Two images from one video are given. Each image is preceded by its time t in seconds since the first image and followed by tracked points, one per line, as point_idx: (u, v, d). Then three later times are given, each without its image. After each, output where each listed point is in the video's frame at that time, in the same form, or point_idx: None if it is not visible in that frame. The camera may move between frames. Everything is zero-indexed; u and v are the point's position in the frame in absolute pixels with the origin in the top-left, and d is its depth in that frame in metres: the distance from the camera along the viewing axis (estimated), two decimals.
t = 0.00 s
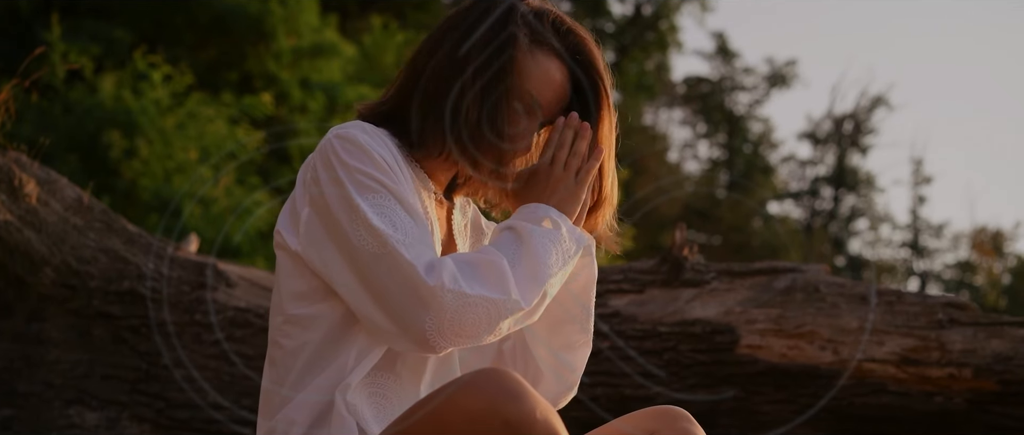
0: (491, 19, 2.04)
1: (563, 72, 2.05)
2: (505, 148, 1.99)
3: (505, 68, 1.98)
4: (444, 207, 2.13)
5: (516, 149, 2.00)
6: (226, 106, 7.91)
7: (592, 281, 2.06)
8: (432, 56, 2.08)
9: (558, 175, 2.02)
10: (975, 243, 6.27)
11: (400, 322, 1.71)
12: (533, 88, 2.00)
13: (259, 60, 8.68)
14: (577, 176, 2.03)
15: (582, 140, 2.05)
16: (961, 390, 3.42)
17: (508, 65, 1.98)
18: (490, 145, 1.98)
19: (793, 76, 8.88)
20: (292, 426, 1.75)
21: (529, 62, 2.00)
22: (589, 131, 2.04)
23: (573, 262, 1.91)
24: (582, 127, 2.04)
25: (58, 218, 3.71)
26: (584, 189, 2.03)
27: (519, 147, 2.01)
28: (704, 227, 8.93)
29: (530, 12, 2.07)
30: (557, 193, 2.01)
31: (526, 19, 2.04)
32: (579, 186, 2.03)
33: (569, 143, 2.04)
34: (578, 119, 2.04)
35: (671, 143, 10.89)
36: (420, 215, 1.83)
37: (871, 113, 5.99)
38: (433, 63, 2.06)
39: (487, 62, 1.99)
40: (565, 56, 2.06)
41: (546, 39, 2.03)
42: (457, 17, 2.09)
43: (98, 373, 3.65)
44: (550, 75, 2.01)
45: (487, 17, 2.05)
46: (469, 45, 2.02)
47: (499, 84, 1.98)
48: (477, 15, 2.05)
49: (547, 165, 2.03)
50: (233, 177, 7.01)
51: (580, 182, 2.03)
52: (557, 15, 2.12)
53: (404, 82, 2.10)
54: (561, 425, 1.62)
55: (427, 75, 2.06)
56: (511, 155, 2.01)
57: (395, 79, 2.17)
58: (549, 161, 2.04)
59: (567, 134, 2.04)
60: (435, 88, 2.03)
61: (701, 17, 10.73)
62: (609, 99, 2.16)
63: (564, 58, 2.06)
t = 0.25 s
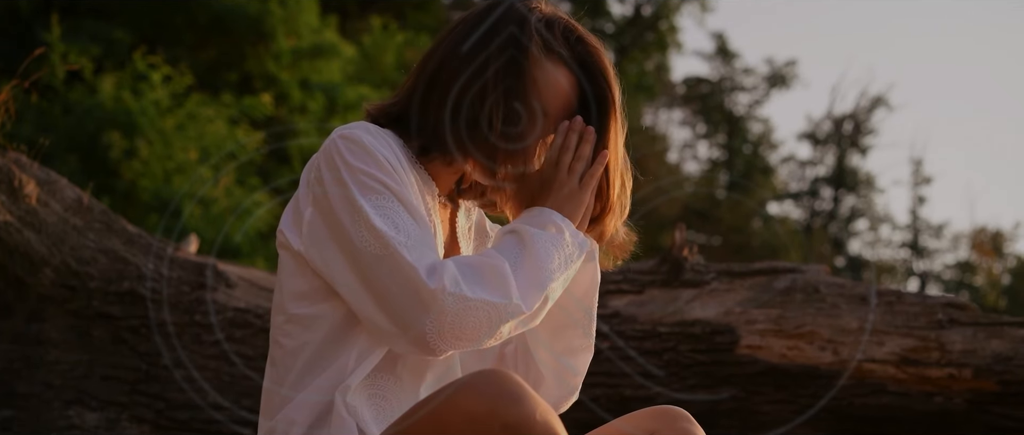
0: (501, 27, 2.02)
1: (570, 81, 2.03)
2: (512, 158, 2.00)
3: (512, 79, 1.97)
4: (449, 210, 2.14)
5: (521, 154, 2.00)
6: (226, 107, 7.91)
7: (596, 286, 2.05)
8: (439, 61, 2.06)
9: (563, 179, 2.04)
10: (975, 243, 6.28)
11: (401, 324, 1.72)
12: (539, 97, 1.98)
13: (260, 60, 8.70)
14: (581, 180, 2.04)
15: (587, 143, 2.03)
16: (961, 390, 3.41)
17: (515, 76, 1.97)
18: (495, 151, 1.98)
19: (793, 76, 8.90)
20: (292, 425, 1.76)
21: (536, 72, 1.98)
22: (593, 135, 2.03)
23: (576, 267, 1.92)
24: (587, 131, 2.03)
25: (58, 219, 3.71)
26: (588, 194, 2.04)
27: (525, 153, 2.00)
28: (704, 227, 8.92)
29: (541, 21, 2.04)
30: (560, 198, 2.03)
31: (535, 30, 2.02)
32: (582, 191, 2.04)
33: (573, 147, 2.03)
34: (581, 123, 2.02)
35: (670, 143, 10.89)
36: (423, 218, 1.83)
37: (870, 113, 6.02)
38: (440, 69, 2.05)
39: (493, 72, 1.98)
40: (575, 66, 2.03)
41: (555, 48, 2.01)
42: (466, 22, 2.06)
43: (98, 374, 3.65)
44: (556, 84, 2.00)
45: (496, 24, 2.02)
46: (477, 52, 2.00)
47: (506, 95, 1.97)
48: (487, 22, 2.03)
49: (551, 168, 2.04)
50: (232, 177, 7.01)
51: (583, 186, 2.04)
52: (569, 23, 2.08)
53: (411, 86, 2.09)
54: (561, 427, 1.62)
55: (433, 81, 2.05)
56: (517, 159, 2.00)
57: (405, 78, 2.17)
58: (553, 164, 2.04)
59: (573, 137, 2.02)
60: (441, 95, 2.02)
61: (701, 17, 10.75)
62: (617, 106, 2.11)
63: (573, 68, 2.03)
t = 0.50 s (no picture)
0: (505, 30, 2.02)
1: (573, 85, 2.04)
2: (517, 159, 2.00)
3: (517, 84, 1.97)
4: (450, 211, 2.15)
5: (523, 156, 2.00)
6: (226, 107, 7.91)
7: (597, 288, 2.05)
8: (442, 64, 2.06)
9: (563, 180, 2.02)
10: (974, 244, 6.28)
11: (402, 326, 1.72)
12: (543, 102, 1.99)
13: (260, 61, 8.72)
14: (582, 181, 2.03)
15: (587, 145, 2.02)
16: (961, 391, 3.41)
17: (519, 81, 1.97)
18: (496, 153, 1.99)
19: (793, 77, 8.90)
20: (291, 426, 1.76)
21: (541, 78, 1.98)
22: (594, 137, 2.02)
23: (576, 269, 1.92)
24: (588, 133, 2.02)
25: (58, 219, 3.71)
26: (589, 194, 2.03)
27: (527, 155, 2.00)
28: (704, 228, 8.93)
29: (545, 25, 2.05)
30: (560, 198, 2.01)
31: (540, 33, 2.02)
32: (582, 191, 2.02)
33: (573, 148, 2.02)
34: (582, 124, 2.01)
35: (670, 144, 10.90)
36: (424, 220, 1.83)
37: (870, 114, 6.03)
38: (444, 73, 2.04)
39: (497, 75, 1.98)
40: (579, 71, 2.04)
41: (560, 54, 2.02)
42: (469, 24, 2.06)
43: (98, 374, 3.64)
44: (561, 89, 2.01)
45: (500, 26, 2.02)
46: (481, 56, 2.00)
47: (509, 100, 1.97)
48: (488, 23, 2.02)
49: (551, 169, 2.02)
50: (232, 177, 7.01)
51: (584, 187, 2.02)
52: (573, 27, 2.09)
53: (414, 90, 2.08)
54: (560, 428, 1.62)
55: (436, 83, 2.04)
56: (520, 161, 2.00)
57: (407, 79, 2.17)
58: (553, 165, 2.03)
59: (573, 139, 2.01)
60: (444, 98, 2.01)
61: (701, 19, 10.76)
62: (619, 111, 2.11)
63: (578, 73, 2.04)
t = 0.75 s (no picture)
0: (506, 31, 2.01)
1: (573, 86, 2.03)
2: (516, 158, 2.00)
3: (519, 84, 1.97)
4: (449, 210, 2.15)
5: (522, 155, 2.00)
6: (226, 108, 7.91)
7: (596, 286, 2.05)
8: (443, 65, 2.05)
9: (561, 179, 2.02)
10: (974, 244, 6.28)
11: (402, 326, 1.72)
12: (543, 102, 1.99)
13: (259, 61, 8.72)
14: (579, 179, 2.03)
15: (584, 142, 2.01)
16: (960, 391, 3.41)
17: (520, 81, 1.97)
18: (496, 153, 1.99)
19: (793, 77, 8.89)
20: (292, 427, 1.76)
21: (542, 79, 1.98)
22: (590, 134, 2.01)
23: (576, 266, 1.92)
24: (583, 129, 2.01)
25: (57, 220, 3.71)
26: (586, 192, 2.03)
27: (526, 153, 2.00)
28: (704, 228, 8.93)
29: (545, 25, 2.05)
30: (558, 197, 2.01)
31: (541, 35, 2.02)
32: (580, 190, 2.02)
33: (570, 146, 2.01)
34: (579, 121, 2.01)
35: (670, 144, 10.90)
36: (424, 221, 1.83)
37: (870, 114, 6.02)
38: (445, 74, 2.04)
39: (497, 77, 1.97)
40: (578, 71, 2.04)
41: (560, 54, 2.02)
42: (470, 25, 2.06)
43: (98, 375, 3.65)
44: (560, 89, 2.00)
45: (501, 28, 2.02)
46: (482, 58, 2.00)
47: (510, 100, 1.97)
48: (488, 24, 2.02)
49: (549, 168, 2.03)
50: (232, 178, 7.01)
51: (581, 185, 2.02)
52: (573, 28, 2.09)
53: (414, 91, 2.08)
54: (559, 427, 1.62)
55: (436, 86, 2.04)
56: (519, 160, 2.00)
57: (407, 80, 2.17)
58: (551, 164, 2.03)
59: (570, 138, 2.01)
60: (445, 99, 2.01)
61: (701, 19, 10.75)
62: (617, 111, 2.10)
63: (577, 73, 2.04)
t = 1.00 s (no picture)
0: (502, 29, 2.02)
1: (568, 83, 2.04)
2: (513, 158, 1.99)
3: (515, 82, 1.98)
4: (445, 210, 2.14)
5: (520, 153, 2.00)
6: (226, 108, 7.91)
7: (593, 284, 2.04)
8: (440, 65, 2.05)
9: (557, 177, 2.02)
10: (975, 244, 6.29)
11: (400, 325, 1.71)
12: (540, 99, 1.99)
13: (259, 61, 8.72)
14: (576, 180, 2.03)
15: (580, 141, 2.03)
16: (960, 392, 3.41)
17: (516, 80, 1.98)
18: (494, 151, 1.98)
19: (793, 77, 8.89)
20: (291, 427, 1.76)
21: (538, 76, 1.99)
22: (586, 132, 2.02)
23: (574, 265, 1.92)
24: (580, 129, 2.03)
25: (57, 221, 3.70)
26: (583, 193, 2.03)
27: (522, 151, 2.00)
28: (703, 228, 8.94)
29: (539, 22, 2.05)
30: (555, 197, 2.01)
31: (536, 32, 2.02)
32: (577, 189, 2.02)
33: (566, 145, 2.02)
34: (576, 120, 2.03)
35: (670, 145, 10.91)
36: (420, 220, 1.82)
37: (870, 114, 6.03)
38: (442, 74, 2.04)
39: (495, 75, 1.98)
40: (574, 66, 2.04)
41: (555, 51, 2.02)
42: (465, 25, 2.06)
43: (98, 375, 3.63)
44: (556, 85, 2.01)
45: (498, 26, 2.02)
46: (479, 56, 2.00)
47: (507, 99, 1.97)
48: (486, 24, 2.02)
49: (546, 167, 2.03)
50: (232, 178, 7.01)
51: (578, 186, 2.02)
52: (565, 25, 2.08)
53: (409, 91, 2.07)
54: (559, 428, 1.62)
55: (434, 85, 2.04)
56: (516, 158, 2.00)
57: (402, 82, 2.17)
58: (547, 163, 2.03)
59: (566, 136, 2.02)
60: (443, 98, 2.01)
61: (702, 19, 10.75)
62: (611, 106, 2.10)
63: (572, 68, 2.04)
